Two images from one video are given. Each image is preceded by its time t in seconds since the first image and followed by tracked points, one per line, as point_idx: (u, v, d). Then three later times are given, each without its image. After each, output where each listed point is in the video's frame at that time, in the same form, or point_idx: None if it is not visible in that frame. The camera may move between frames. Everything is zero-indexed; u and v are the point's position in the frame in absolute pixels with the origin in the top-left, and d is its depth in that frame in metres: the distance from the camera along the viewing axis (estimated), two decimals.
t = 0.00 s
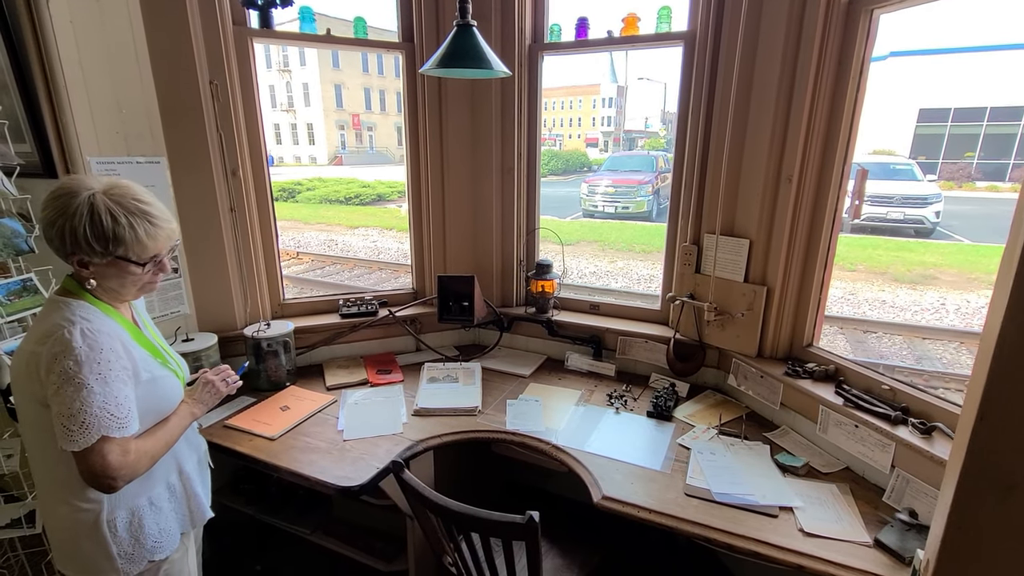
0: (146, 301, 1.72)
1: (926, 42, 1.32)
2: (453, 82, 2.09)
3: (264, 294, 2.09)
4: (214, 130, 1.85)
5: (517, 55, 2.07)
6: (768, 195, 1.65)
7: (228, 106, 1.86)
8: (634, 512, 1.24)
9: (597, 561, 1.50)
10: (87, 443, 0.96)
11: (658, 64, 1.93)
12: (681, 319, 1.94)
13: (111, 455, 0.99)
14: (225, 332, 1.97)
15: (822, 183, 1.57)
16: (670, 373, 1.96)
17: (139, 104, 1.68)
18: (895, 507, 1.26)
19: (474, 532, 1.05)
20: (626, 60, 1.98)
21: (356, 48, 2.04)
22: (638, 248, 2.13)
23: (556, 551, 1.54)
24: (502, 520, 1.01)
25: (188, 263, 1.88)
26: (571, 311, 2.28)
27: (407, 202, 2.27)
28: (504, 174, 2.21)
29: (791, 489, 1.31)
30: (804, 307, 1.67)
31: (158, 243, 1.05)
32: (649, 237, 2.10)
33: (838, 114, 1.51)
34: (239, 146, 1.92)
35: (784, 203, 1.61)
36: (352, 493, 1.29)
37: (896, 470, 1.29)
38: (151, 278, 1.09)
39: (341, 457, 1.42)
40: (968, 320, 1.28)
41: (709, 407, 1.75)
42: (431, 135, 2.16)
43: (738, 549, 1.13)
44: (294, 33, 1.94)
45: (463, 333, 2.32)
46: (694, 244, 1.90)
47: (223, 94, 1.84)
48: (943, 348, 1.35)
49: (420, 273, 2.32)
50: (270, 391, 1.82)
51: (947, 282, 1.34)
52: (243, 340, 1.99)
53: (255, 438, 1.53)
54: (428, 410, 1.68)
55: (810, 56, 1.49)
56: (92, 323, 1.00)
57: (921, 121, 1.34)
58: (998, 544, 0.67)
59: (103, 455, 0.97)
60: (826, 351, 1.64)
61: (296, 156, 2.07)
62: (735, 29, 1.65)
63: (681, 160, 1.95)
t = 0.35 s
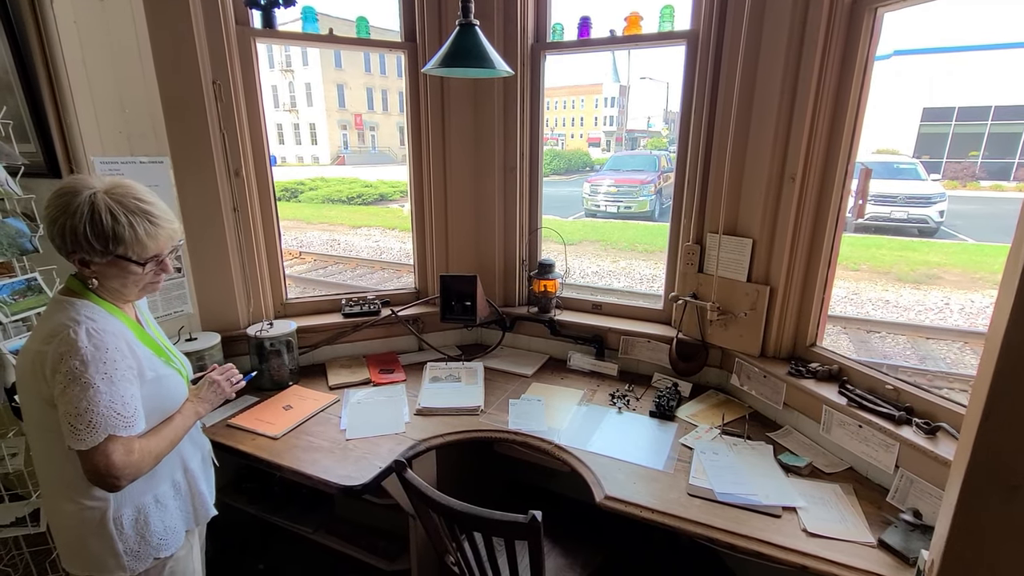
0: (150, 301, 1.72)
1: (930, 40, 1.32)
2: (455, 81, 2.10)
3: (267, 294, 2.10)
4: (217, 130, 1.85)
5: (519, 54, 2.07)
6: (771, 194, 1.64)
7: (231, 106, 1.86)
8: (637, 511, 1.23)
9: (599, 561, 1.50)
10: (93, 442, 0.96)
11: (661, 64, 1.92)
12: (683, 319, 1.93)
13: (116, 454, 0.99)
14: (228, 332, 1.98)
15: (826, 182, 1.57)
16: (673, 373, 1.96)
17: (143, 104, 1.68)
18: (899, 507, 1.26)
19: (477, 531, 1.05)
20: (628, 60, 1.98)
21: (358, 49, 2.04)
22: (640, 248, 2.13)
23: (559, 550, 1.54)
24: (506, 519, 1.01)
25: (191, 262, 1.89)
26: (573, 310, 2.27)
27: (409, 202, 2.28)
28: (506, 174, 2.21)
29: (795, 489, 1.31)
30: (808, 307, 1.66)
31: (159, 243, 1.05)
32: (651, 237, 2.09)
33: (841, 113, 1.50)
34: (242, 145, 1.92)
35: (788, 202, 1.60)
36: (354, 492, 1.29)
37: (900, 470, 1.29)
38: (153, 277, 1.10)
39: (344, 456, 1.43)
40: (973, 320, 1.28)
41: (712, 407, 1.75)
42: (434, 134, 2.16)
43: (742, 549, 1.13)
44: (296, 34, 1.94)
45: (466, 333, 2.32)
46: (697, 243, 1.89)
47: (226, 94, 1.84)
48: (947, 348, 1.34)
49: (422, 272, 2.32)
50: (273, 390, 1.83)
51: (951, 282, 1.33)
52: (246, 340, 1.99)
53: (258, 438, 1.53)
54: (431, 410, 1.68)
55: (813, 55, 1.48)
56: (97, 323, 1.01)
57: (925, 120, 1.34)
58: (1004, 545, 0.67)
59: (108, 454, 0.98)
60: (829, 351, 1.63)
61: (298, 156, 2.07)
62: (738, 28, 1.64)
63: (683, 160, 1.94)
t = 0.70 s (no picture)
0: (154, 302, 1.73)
1: (935, 40, 1.31)
2: (458, 83, 2.10)
3: (271, 295, 2.11)
4: (221, 132, 1.86)
5: (522, 56, 2.07)
6: (774, 195, 1.64)
7: (235, 108, 1.87)
8: (640, 512, 1.23)
9: (601, 562, 1.50)
10: (97, 443, 0.97)
11: (664, 64, 1.92)
12: (686, 320, 1.93)
13: (121, 454, 0.99)
14: (232, 333, 1.99)
15: (829, 183, 1.57)
16: (675, 374, 1.96)
17: (147, 106, 1.69)
18: (903, 509, 1.25)
19: (480, 532, 1.05)
20: (631, 61, 1.98)
21: (361, 51, 2.05)
22: (643, 249, 2.13)
23: (562, 552, 1.54)
24: (509, 520, 1.01)
25: (195, 263, 1.90)
26: (576, 311, 2.27)
27: (412, 203, 2.28)
28: (509, 175, 2.21)
29: (799, 490, 1.31)
30: (811, 308, 1.66)
31: (165, 243, 1.06)
32: (654, 238, 2.09)
33: (845, 113, 1.50)
34: (246, 147, 1.93)
35: (791, 203, 1.60)
36: (357, 493, 1.29)
37: (904, 472, 1.28)
38: (158, 277, 1.10)
39: (347, 457, 1.43)
40: (977, 321, 1.27)
41: (715, 408, 1.74)
42: (436, 135, 2.17)
43: (745, 551, 1.12)
44: (300, 36, 1.95)
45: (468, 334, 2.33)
46: (700, 244, 1.89)
47: (230, 96, 1.85)
48: (951, 350, 1.33)
49: (425, 273, 2.33)
50: (276, 391, 1.83)
51: (955, 283, 1.33)
52: (250, 341, 2.00)
53: (262, 438, 1.54)
54: (433, 411, 1.68)
55: (816, 55, 1.48)
56: (103, 324, 1.01)
57: (930, 120, 1.33)
58: (1009, 546, 0.67)
59: (113, 455, 0.98)
60: (832, 352, 1.63)
61: (301, 158, 2.08)
62: (741, 28, 1.64)
63: (685, 161, 1.94)
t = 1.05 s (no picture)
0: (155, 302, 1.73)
1: (937, 40, 1.31)
2: (458, 84, 2.10)
3: (271, 295, 2.11)
4: (222, 132, 1.86)
5: (522, 56, 2.07)
6: (775, 195, 1.64)
7: (235, 108, 1.87)
8: (640, 512, 1.23)
9: (602, 562, 1.50)
10: (97, 443, 0.97)
11: (664, 64, 1.92)
12: (687, 320, 1.92)
13: (121, 454, 0.99)
14: (232, 333, 1.99)
15: (830, 182, 1.56)
16: (676, 374, 1.96)
17: (148, 106, 1.70)
18: (904, 510, 1.25)
19: (480, 532, 1.05)
20: (631, 61, 1.98)
21: (362, 51, 2.06)
22: (644, 249, 2.13)
23: (562, 552, 1.54)
24: (508, 520, 1.01)
25: (196, 263, 1.90)
26: (577, 311, 2.27)
27: (413, 204, 2.28)
28: (510, 176, 2.21)
29: (800, 490, 1.30)
30: (812, 307, 1.66)
31: (164, 242, 1.06)
32: (655, 238, 2.09)
33: (846, 113, 1.50)
34: (246, 147, 1.93)
35: (792, 202, 1.60)
36: (357, 493, 1.29)
37: (906, 472, 1.28)
38: (157, 277, 1.10)
39: (347, 457, 1.43)
40: (980, 322, 1.27)
41: (716, 408, 1.74)
42: (437, 135, 2.17)
43: (746, 551, 1.12)
44: (300, 36, 1.95)
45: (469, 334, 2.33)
46: (701, 244, 1.89)
47: (230, 96, 1.85)
48: (953, 350, 1.33)
49: (426, 273, 2.33)
50: (277, 391, 1.83)
51: (957, 283, 1.32)
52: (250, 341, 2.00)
53: (262, 438, 1.54)
54: (434, 411, 1.68)
55: (817, 55, 1.47)
56: (102, 324, 1.01)
57: (931, 120, 1.33)
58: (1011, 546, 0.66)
59: (113, 455, 0.98)
60: (834, 352, 1.62)
61: (302, 158, 2.07)
62: (742, 28, 1.64)
63: (686, 161, 1.94)
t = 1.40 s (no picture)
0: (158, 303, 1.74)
1: (938, 41, 1.31)
2: (460, 85, 2.11)
3: (273, 296, 2.11)
4: (225, 134, 1.87)
5: (524, 57, 2.08)
6: (776, 196, 1.64)
7: (238, 110, 1.88)
8: (641, 513, 1.23)
9: (603, 563, 1.50)
10: (99, 443, 0.97)
11: (666, 65, 1.92)
12: (689, 321, 1.92)
13: (123, 454, 1.00)
14: (235, 334, 1.99)
15: (831, 183, 1.56)
16: (678, 375, 1.96)
17: (152, 108, 1.71)
18: (907, 511, 1.25)
19: (481, 532, 1.05)
20: (633, 62, 1.98)
21: (364, 53, 2.07)
22: (646, 251, 2.13)
23: (563, 553, 1.54)
24: (509, 521, 1.01)
25: (198, 264, 1.90)
26: (578, 312, 2.27)
27: (415, 205, 2.29)
28: (512, 177, 2.22)
29: (801, 491, 1.30)
30: (813, 308, 1.66)
31: (166, 243, 1.06)
32: (656, 239, 2.09)
33: (847, 114, 1.50)
34: (249, 149, 1.94)
35: (793, 203, 1.60)
36: (359, 493, 1.30)
37: (908, 473, 1.28)
38: (159, 278, 1.11)
39: (348, 458, 1.43)
40: (982, 323, 1.27)
41: (718, 410, 1.74)
42: (439, 137, 2.17)
43: (747, 552, 1.12)
44: (303, 38, 1.96)
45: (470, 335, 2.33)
46: (703, 245, 1.89)
47: (233, 97, 1.86)
48: (956, 351, 1.33)
49: (428, 274, 2.33)
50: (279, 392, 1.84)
51: (960, 284, 1.32)
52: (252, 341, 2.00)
53: (264, 439, 1.54)
54: (436, 412, 1.68)
55: (819, 55, 1.48)
56: (104, 325, 1.02)
57: (933, 121, 1.33)
58: (1012, 547, 0.66)
59: (116, 455, 0.99)
60: (836, 353, 1.62)
61: (304, 160, 2.08)
62: (743, 30, 1.64)
63: (687, 162, 1.95)
